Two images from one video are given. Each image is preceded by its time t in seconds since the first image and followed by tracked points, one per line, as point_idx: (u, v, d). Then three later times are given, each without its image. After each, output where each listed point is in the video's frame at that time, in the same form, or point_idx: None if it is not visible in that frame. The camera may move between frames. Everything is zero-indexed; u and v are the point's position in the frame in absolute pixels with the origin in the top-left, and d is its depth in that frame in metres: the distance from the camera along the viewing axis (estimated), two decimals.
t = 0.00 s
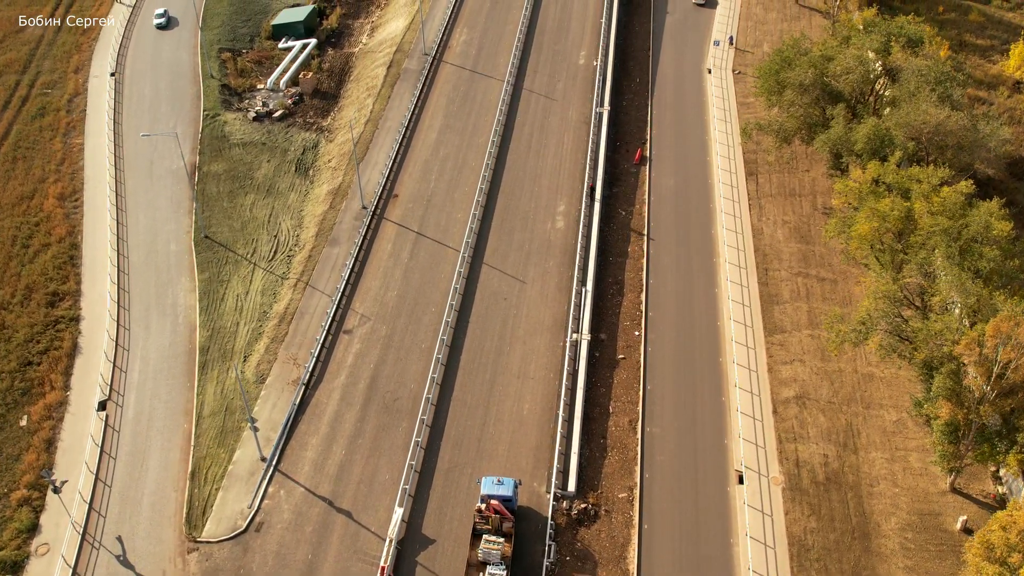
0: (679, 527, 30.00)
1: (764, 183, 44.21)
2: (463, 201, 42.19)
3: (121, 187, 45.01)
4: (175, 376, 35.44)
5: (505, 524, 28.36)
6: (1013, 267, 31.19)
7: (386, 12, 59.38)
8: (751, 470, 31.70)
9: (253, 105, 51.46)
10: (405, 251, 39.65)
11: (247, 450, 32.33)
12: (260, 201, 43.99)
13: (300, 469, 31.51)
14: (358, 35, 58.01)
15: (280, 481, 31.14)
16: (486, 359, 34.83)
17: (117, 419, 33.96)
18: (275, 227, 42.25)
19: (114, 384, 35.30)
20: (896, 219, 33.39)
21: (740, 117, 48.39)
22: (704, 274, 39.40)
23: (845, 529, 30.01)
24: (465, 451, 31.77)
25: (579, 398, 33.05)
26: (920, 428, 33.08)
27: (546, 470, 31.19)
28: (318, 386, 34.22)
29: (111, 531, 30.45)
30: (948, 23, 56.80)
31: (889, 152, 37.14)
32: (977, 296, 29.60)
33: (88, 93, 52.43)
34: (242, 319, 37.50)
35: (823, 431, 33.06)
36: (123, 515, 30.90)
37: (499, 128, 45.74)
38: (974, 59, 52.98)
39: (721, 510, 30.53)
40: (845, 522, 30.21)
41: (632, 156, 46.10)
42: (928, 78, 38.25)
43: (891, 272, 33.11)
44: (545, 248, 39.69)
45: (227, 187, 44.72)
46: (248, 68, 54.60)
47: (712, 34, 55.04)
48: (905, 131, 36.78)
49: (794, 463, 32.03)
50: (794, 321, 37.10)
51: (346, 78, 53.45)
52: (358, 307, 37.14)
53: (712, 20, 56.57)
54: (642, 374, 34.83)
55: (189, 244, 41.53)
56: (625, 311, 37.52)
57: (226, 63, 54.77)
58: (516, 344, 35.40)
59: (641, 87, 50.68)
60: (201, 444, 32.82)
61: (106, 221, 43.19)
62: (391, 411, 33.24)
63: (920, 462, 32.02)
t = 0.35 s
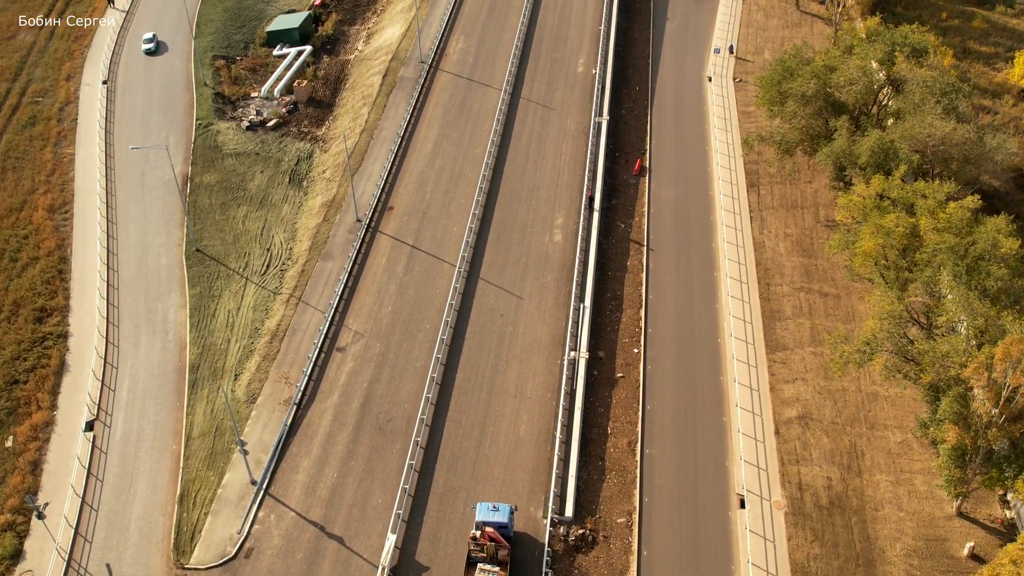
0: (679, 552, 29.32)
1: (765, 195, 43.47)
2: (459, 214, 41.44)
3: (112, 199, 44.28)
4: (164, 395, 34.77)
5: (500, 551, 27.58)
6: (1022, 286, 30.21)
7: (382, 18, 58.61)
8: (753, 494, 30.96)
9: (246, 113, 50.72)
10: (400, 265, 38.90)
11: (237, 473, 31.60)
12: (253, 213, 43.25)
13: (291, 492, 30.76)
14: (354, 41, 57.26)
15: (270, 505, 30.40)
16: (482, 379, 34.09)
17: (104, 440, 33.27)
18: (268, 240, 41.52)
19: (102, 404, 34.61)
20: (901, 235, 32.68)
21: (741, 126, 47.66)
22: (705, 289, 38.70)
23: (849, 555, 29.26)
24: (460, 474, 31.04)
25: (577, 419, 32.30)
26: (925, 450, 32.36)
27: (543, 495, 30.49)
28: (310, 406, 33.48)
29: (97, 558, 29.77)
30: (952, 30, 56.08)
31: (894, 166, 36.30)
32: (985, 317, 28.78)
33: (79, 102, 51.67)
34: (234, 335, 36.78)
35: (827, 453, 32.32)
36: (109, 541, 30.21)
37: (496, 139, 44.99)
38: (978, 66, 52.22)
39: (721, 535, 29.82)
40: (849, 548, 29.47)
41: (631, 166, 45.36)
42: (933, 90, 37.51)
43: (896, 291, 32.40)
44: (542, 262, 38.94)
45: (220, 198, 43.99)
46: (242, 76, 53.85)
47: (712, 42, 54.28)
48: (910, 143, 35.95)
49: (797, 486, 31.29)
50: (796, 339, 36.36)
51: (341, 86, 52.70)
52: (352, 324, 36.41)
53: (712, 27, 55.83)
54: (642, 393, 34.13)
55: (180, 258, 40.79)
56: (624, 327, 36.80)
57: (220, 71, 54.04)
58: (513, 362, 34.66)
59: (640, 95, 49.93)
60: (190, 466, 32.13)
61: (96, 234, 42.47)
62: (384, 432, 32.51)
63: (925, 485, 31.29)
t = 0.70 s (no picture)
0: None
1: (767, 208, 42.71)
2: (455, 227, 40.67)
3: (102, 211, 43.54)
4: (153, 416, 34.05)
5: None
6: None
7: (379, 25, 57.83)
8: (755, 519, 30.22)
9: (240, 122, 49.96)
10: (395, 281, 38.13)
11: (226, 497, 30.84)
12: (246, 225, 42.49)
13: (281, 518, 29.99)
14: (350, 49, 56.48)
15: (260, 531, 29.60)
16: (478, 399, 33.32)
17: (91, 462, 32.57)
18: (261, 254, 40.78)
19: (89, 424, 33.91)
20: (907, 253, 31.91)
21: (743, 137, 46.92)
22: (706, 305, 37.96)
23: None
24: (455, 499, 30.28)
25: (575, 441, 31.51)
26: (931, 473, 31.61)
27: (540, 520, 29.72)
28: (301, 427, 32.70)
29: None
30: (957, 37, 55.28)
31: (899, 180, 35.38)
32: (994, 339, 28.04)
33: (71, 110, 50.90)
34: (225, 353, 36.05)
35: (830, 476, 31.58)
36: (95, 568, 29.52)
37: (493, 149, 44.21)
38: (983, 74, 51.46)
39: (723, 562, 29.07)
40: None
41: (631, 178, 44.58)
42: (938, 102, 36.73)
43: (902, 310, 31.63)
44: (540, 277, 38.16)
45: (212, 211, 43.25)
46: (236, 84, 53.08)
47: (713, 49, 53.50)
48: (915, 157, 35.32)
49: (800, 511, 30.54)
50: (799, 357, 35.61)
51: (336, 95, 51.96)
52: (345, 342, 35.64)
53: (713, 34, 55.01)
54: (641, 414, 33.40)
55: (171, 273, 40.04)
56: (623, 345, 36.02)
57: (213, 79, 53.28)
58: (510, 381, 33.89)
59: (640, 104, 49.16)
60: (178, 490, 31.42)
61: (86, 248, 41.73)
62: (377, 454, 31.74)
63: (932, 509, 30.55)
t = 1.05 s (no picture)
0: None
1: (769, 220, 41.96)
2: (451, 241, 39.94)
3: (93, 224, 42.81)
4: (142, 436, 33.33)
5: None
6: None
7: (375, 32, 57.08)
8: (758, 545, 29.46)
9: (234, 132, 49.22)
10: (389, 297, 37.39)
11: (215, 523, 30.09)
12: (238, 238, 41.75)
13: (272, 544, 29.24)
14: (345, 56, 55.72)
15: (250, 558, 28.85)
16: (474, 420, 32.58)
17: (78, 485, 31.87)
18: (253, 268, 40.04)
19: (76, 445, 33.19)
20: (913, 271, 31.11)
21: (744, 147, 46.18)
22: (707, 321, 37.22)
23: None
24: (450, 525, 29.53)
25: (573, 465, 30.75)
26: (937, 497, 30.87)
27: (537, 547, 28.98)
28: (293, 449, 31.96)
29: None
30: (961, 44, 54.56)
31: (904, 195, 34.62)
32: (1003, 362, 27.22)
33: (62, 119, 50.13)
34: (215, 372, 35.34)
35: (834, 500, 30.82)
36: None
37: (490, 161, 43.44)
38: (988, 82, 50.72)
39: None
40: None
41: (630, 189, 43.83)
42: (945, 114, 35.92)
43: (908, 331, 30.76)
44: (538, 293, 37.41)
45: (204, 223, 42.49)
46: (230, 92, 52.32)
47: (714, 57, 52.74)
48: (920, 171, 34.57)
49: (803, 537, 29.77)
50: (802, 375, 34.86)
51: (331, 103, 51.22)
52: (338, 360, 34.90)
53: (714, 41, 54.25)
54: (641, 435, 32.67)
55: (162, 287, 39.31)
56: (622, 363, 35.26)
57: (207, 87, 52.52)
58: (506, 402, 33.17)
59: (640, 113, 48.41)
60: (167, 515, 30.71)
61: (75, 262, 41.00)
62: (371, 478, 31.00)
63: (938, 535, 29.84)
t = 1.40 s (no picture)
0: None
1: (771, 233, 41.18)
2: (447, 255, 39.16)
3: (83, 236, 42.05)
4: (130, 458, 32.58)
5: None
6: None
7: (371, 38, 56.28)
8: (761, 572, 28.73)
9: (227, 141, 48.43)
10: (384, 313, 36.63)
11: (204, 549, 29.32)
12: (230, 251, 40.98)
13: (262, 571, 28.47)
14: (341, 63, 54.91)
15: None
16: (470, 441, 31.80)
17: (64, 509, 31.14)
18: (245, 282, 39.27)
19: (63, 467, 32.45)
20: (920, 290, 30.54)
21: (746, 157, 45.41)
22: (708, 338, 36.48)
23: None
24: (444, 551, 28.76)
25: (571, 489, 29.98)
26: (945, 521, 30.12)
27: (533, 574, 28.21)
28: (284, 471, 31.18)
29: None
30: (965, 51, 53.78)
31: (910, 211, 34.00)
32: (1014, 386, 26.43)
33: (53, 128, 49.34)
34: (206, 391, 34.59)
35: (839, 524, 30.05)
36: None
37: (487, 172, 42.66)
38: (993, 91, 49.94)
39: None
40: None
41: (630, 201, 43.05)
42: (951, 127, 35.16)
43: (915, 352, 30.04)
44: (535, 309, 36.63)
45: (196, 236, 41.72)
46: (224, 99, 51.53)
47: (715, 64, 51.97)
48: (926, 186, 33.83)
49: (807, 563, 29.01)
50: (805, 394, 34.12)
51: (327, 112, 50.44)
52: (331, 379, 34.14)
53: (714, 48, 53.47)
54: (640, 457, 31.92)
55: (152, 302, 38.54)
56: (622, 382, 34.48)
57: (200, 95, 51.73)
58: (503, 423, 32.40)
59: (639, 122, 47.61)
60: (154, 540, 29.96)
61: (64, 276, 40.23)
62: (364, 502, 30.24)
63: (945, 561, 29.10)
